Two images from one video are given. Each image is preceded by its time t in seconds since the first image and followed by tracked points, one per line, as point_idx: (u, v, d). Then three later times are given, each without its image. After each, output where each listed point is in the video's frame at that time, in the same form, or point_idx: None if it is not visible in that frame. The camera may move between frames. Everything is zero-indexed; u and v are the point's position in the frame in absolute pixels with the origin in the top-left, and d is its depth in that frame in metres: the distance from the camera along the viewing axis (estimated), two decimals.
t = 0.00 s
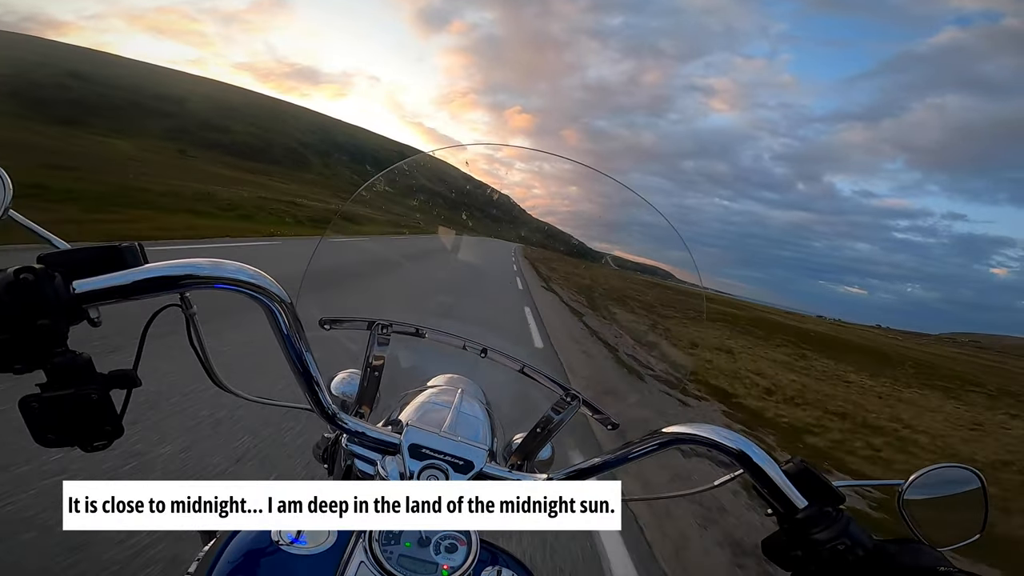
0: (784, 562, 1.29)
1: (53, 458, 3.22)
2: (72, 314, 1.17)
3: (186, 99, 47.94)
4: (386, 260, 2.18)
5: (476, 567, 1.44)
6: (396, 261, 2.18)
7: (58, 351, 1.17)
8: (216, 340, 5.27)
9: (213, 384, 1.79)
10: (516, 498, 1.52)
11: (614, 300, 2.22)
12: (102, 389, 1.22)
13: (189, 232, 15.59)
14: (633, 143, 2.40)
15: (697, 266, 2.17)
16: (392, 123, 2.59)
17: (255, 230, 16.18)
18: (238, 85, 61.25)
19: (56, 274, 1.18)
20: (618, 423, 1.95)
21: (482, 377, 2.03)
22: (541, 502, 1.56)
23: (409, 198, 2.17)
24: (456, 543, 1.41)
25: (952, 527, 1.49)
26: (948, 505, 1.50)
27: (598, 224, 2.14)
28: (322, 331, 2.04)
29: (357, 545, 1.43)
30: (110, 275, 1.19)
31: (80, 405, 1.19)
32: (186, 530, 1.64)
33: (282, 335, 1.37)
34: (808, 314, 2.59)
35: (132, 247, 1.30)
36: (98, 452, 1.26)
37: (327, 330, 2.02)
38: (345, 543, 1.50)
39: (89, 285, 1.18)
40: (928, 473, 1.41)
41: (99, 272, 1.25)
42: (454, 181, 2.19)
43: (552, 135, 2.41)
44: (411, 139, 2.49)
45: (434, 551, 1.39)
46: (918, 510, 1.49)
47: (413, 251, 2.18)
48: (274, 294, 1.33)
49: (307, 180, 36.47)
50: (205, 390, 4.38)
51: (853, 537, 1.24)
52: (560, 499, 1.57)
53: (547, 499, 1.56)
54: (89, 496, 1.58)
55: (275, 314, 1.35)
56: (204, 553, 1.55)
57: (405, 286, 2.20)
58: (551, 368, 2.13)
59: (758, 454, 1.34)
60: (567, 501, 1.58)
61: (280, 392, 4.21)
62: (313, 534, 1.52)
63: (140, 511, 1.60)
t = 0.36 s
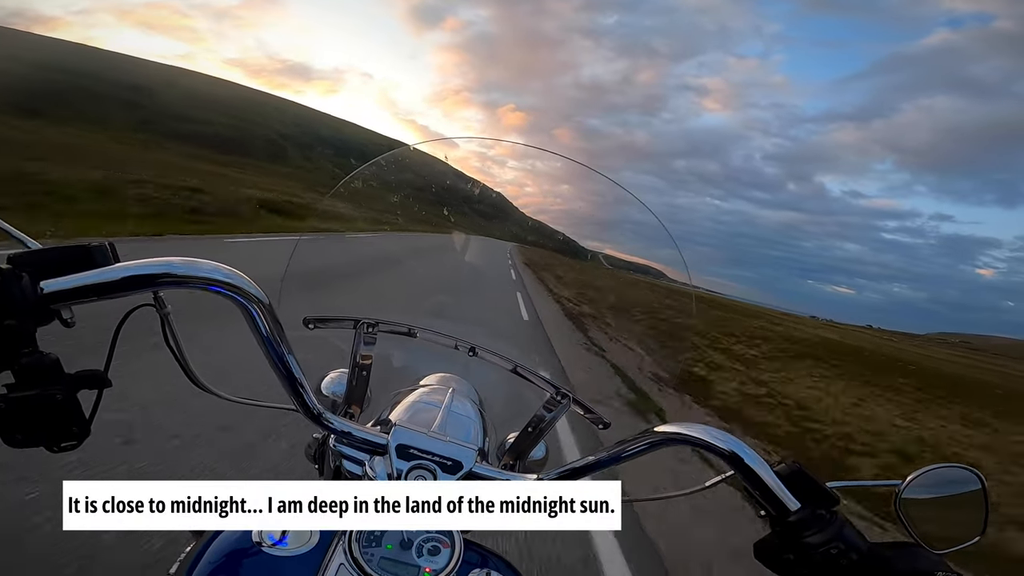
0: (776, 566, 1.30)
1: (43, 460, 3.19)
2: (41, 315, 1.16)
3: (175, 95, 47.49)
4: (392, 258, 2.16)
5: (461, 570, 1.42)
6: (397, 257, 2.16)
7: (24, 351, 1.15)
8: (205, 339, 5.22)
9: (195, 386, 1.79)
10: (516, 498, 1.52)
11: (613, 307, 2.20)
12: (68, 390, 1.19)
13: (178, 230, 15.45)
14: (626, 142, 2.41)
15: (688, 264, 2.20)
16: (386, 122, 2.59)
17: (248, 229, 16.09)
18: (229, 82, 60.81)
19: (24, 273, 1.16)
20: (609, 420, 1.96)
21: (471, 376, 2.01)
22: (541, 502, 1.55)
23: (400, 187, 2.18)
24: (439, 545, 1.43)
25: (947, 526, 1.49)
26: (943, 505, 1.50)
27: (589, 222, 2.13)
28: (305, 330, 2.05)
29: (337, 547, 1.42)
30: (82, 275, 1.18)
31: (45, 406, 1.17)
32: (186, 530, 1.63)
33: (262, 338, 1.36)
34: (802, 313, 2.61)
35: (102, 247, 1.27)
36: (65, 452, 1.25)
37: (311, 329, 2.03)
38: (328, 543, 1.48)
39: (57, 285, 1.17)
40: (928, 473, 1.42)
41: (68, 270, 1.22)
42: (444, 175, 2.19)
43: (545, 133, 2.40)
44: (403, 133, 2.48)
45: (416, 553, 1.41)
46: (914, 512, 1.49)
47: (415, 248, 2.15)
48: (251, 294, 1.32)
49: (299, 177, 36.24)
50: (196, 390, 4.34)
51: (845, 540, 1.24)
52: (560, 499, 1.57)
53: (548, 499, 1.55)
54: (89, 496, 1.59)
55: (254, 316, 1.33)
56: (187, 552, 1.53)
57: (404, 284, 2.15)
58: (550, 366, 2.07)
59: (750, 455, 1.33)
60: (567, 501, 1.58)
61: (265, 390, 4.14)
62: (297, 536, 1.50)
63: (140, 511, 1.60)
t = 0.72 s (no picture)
0: (787, 558, 1.31)
1: (33, 463, 3.15)
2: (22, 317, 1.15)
3: (165, 94, 47.12)
4: (379, 248, 2.17)
5: (460, 568, 1.42)
6: (397, 255, 2.17)
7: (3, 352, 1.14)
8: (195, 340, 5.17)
9: (181, 386, 1.77)
10: (516, 498, 1.51)
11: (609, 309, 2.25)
12: (48, 391, 1.19)
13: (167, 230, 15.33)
14: (619, 142, 2.41)
15: (684, 265, 2.21)
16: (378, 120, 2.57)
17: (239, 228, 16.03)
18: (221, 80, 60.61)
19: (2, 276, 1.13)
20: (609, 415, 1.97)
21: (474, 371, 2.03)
22: (541, 503, 1.55)
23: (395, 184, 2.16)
24: (435, 544, 1.43)
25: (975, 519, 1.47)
26: (966, 497, 1.49)
27: (582, 223, 2.13)
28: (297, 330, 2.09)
29: (331, 546, 1.42)
30: (61, 275, 1.16)
31: (24, 408, 1.17)
32: (187, 530, 1.61)
33: (252, 341, 1.35)
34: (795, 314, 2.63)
35: (82, 247, 1.27)
36: (46, 453, 1.26)
37: (303, 328, 2.08)
38: (322, 546, 1.48)
39: (37, 285, 1.15)
40: (938, 459, 1.44)
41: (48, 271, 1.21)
42: (428, 172, 2.17)
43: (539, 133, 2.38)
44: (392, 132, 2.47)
45: (411, 554, 1.40)
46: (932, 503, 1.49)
47: (406, 247, 2.15)
48: (239, 294, 1.31)
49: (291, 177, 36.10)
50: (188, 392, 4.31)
51: (855, 531, 1.25)
52: (560, 499, 1.58)
53: (548, 499, 1.55)
54: (88, 496, 1.57)
55: (243, 320, 1.32)
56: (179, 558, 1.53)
57: (396, 281, 2.14)
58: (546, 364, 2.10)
59: (755, 446, 1.34)
60: (567, 501, 1.59)
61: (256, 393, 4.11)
62: (292, 538, 1.50)
63: (140, 511, 1.58)
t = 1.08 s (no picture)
0: (800, 546, 1.31)
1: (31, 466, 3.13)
2: (36, 332, 1.16)
3: (161, 94, 46.96)
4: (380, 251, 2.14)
5: (474, 565, 1.42)
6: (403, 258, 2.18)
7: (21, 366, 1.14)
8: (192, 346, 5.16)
9: (193, 396, 1.77)
10: (516, 498, 1.52)
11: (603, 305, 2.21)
12: (67, 402, 1.19)
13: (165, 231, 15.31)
14: (619, 143, 2.40)
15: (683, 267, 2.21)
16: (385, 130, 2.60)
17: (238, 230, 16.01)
18: (219, 80, 60.52)
19: (14, 292, 1.14)
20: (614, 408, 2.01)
21: (480, 371, 2.06)
22: (541, 503, 1.55)
23: (393, 183, 2.15)
24: (447, 542, 1.38)
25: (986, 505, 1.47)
26: (977, 486, 1.49)
27: (580, 224, 2.12)
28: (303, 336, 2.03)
29: (345, 548, 1.39)
30: (70, 291, 1.16)
31: (45, 419, 1.16)
32: (186, 530, 1.62)
33: (260, 349, 1.35)
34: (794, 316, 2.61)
35: (89, 263, 1.30)
36: (65, 464, 1.26)
37: (310, 334, 2.02)
38: (337, 548, 1.44)
39: (48, 301, 1.15)
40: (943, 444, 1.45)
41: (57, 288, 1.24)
42: (421, 169, 2.16)
43: (538, 135, 2.32)
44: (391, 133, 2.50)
45: (424, 552, 1.35)
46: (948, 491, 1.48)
47: (412, 248, 2.14)
48: (245, 304, 1.30)
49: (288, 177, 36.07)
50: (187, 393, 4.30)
51: (866, 517, 1.26)
52: (560, 499, 1.57)
53: (547, 500, 1.55)
54: (88, 496, 1.57)
55: (252, 330, 1.31)
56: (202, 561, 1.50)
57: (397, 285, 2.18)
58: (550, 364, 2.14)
59: (761, 437, 1.33)
60: (567, 501, 1.59)
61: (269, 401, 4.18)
62: (308, 540, 1.47)
63: (140, 511, 1.60)
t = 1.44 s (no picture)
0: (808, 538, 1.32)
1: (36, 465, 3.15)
2: (91, 355, 1.23)
3: (165, 95, 47.17)
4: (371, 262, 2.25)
5: (499, 566, 1.46)
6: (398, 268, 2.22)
7: (79, 389, 1.23)
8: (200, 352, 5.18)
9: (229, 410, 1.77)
10: (516, 498, 1.51)
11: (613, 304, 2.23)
12: (124, 421, 1.26)
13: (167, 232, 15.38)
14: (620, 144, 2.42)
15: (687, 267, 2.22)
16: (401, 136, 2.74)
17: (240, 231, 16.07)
18: (223, 82, 60.76)
19: (68, 319, 1.23)
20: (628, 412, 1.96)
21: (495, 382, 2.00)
22: (541, 503, 1.56)
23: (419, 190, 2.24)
24: (473, 543, 1.41)
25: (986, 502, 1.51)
26: (979, 483, 1.50)
27: (584, 224, 2.16)
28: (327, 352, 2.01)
29: (377, 550, 1.41)
30: (117, 316, 1.23)
31: (104, 437, 1.24)
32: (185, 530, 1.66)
33: (288, 362, 1.38)
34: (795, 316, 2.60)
35: (134, 289, 1.37)
36: (129, 478, 1.32)
37: (334, 350, 1.99)
38: (368, 556, 1.45)
39: (100, 327, 1.22)
40: (946, 439, 1.46)
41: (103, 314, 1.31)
42: (443, 185, 2.22)
43: (539, 136, 2.49)
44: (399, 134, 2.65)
45: (452, 553, 1.38)
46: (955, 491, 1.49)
47: (405, 252, 2.19)
48: (277, 323, 1.33)
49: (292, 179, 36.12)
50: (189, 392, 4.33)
51: (871, 509, 1.28)
52: (560, 499, 1.59)
53: (548, 500, 1.56)
54: (88, 496, 1.57)
55: (281, 344, 1.35)
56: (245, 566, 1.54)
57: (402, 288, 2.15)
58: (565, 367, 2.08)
59: (770, 436, 1.35)
60: (567, 501, 1.60)
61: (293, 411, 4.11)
62: (341, 545, 1.49)
63: (140, 511, 1.62)
